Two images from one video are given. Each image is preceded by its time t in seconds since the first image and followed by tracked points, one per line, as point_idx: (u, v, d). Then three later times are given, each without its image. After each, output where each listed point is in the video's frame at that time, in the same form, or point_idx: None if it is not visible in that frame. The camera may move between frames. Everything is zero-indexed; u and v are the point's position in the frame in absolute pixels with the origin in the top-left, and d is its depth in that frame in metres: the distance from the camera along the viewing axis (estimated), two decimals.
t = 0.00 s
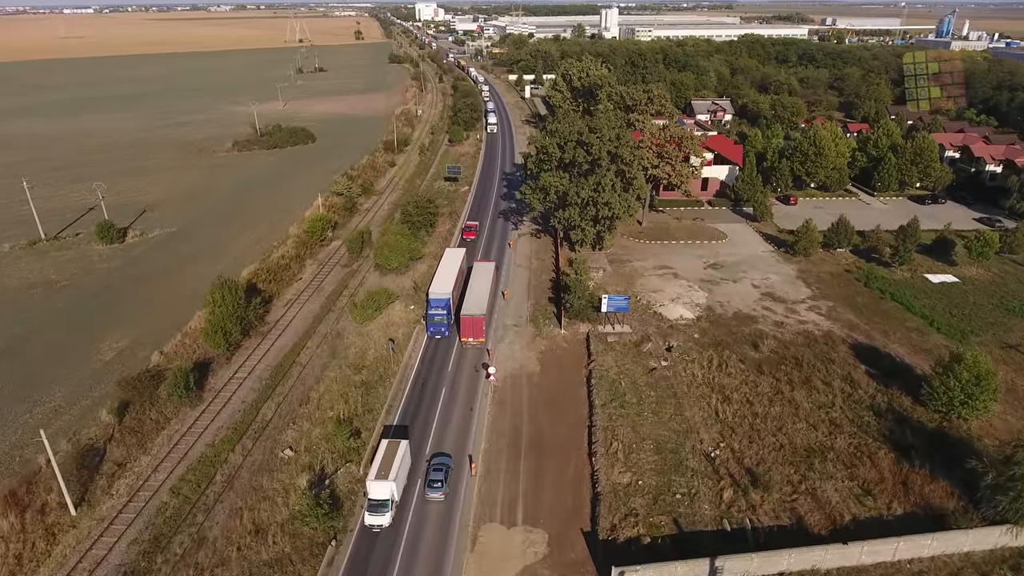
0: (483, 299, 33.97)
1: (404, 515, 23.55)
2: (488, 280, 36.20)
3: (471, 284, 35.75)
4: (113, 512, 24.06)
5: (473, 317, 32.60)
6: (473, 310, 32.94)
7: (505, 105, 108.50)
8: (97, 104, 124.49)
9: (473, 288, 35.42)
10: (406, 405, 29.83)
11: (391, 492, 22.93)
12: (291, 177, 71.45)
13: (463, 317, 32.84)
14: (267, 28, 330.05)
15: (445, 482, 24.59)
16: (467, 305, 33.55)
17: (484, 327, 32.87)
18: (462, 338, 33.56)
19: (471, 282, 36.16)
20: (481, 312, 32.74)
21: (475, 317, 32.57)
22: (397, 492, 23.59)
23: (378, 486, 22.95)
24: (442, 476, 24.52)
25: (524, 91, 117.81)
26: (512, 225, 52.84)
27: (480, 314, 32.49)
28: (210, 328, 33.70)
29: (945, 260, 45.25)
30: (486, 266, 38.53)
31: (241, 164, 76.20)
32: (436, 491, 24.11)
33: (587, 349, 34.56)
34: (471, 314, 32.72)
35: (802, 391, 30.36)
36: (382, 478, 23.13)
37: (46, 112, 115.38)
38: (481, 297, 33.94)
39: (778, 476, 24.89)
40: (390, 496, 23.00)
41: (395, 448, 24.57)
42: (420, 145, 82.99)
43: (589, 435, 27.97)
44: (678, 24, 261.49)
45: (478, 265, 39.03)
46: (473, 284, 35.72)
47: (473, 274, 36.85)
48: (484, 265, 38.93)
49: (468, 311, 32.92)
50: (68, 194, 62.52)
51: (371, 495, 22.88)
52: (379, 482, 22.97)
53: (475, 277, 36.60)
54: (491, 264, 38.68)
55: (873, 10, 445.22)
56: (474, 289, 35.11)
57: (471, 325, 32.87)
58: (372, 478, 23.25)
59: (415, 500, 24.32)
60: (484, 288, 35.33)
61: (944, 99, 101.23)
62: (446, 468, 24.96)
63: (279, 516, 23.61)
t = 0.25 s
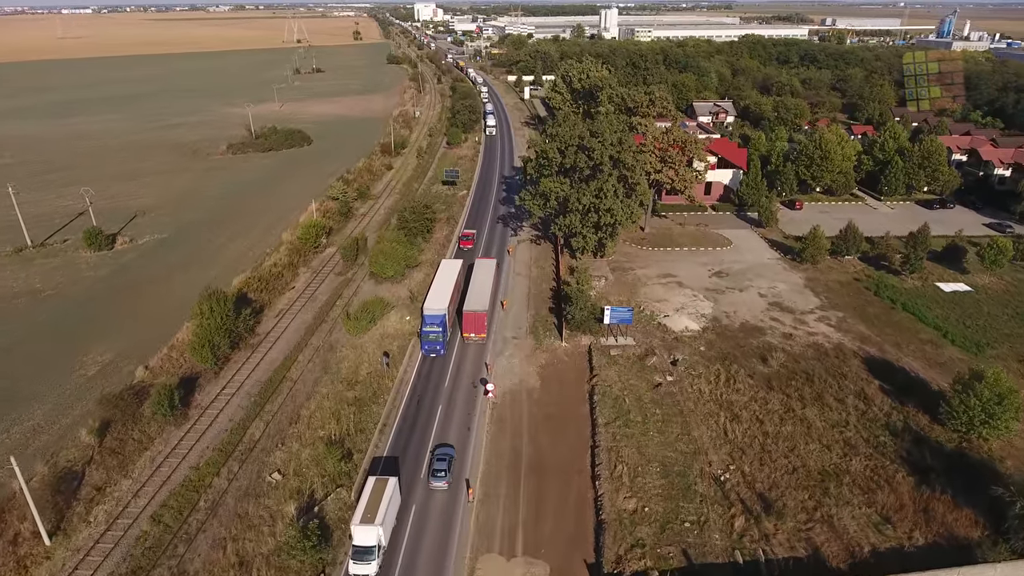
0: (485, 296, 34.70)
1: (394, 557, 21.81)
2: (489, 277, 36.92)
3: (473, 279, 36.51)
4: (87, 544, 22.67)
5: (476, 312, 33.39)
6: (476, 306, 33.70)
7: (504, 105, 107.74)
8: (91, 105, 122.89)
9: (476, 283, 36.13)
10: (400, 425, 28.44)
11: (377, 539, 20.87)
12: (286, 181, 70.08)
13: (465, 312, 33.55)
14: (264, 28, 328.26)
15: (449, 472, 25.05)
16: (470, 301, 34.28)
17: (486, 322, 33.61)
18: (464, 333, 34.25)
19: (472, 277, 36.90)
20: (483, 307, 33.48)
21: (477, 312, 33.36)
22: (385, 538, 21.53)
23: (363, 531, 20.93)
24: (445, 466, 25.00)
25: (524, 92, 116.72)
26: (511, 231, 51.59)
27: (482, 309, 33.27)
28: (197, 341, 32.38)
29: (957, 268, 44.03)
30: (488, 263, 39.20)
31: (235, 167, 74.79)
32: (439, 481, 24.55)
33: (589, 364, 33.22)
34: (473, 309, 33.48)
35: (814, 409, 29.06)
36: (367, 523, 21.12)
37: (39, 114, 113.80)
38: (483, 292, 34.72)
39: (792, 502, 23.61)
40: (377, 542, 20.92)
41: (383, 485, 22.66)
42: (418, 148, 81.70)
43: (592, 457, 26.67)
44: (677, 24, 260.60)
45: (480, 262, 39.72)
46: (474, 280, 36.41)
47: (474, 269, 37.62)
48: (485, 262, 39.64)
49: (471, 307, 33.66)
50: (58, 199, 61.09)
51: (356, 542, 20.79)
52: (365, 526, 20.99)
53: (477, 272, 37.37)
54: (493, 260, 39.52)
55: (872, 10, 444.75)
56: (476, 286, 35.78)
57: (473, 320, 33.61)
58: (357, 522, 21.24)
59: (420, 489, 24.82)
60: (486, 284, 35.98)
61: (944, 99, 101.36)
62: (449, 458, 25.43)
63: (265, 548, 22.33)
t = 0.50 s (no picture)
0: (486, 291, 35.29)
1: None
2: (490, 273, 37.51)
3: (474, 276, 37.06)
4: None
5: (477, 308, 34.02)
6: (477, 302, 34.34)
7: (503, 106, 106.80)
8: (86, 106, 121.45)
9: (477, 279, 36.70)
10: (393, 446, 27.12)
11: None
12: (281, 184, 68.78)
13: (467, 308, 34.14)
14: (262, 28, 327.05)
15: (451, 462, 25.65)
16: (471, 298, 34.90)
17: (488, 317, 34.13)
18: (466, 329, 34.79)
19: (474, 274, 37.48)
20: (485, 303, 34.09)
21: (479, 308, 33.98)
22: None
23: None
24: (448, 456, 25.61)
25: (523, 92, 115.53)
26: (511, 237, 50.34)
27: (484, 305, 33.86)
28: (183, 356, 31.02)
29: (970, 276, 42.76)
30: (489, 260, 39.72)
31: (229, 170, 73.45)
32: (443, 470, 25.16)
33: (592, 379, 31.90)
34: (475, 305, 34.12)
35: (827, 428, 27.81)
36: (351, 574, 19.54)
37: (33, 116, 112.36)
38: (484, 289, 35.36)
39: (807, 531, 22.40)
40: None
41: (369, 530, 21.05)
42: (415, 150, 80.41)
43: (596, 481, 25.36)
44: (677, 24, 259.24)
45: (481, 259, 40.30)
46: (476, 277, 36.99)
47: (476, 266, 38.24)
48: (487, 259, 40.20)
49: (473, 303, 34.26)
50: (46, 204, 59.68)
51: None
52: None
53: (479, 269, 38.01)
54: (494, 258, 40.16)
55: (871, 10, 444.12)
56: (477, 282, 36.31)
57: (475, 316, 34.15)
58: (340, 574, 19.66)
59: (424, 478, 25.39)
60: (487, 280, 36.56)
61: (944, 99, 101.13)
62: (452, 449, 26.03)
63: None
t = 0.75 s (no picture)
0: (488, 286, 35.58)
1: None
2: (492, 269, 37.81)
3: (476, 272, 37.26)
4: None
5: (479, 303, 34.29)
6: (479, 297, 34.64)
7: (502, 108, 105.79)
8: (79, 108, 119.88)
9: (478, 275, 36.91)
10: (386, 468, 25.81)
11: None
12: (276, 187, 67.44)
13: (469, 303, 34.44)
14: (260, 28, 325.38)
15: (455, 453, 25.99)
16: (473, 293, 35.21)
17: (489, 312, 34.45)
18: (468, 324, 35.16)
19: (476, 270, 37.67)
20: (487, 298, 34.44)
21: (481, 303, 34.26)
22: None
23: None
24: (451, 446, 25.91)
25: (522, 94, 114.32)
26: (510, 243, 49.03)
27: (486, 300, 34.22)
28: (167, 373, 29.65)
29: (983, 284, 41.48)
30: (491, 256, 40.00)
31: (223, 173, 72.11)
32: (446, 460, 25.49)
33: (595, 395, 30.58)
34: (477, 300, 34.35)
35: (842, 448, 26.52)
36: None
37: (25, 117, 110.70)
38: (486, 284, 35.68)
39: (825, 563, 21.11)
40: None
41: None
42: (413, 152, 79.11)
43: (600, 507, 24.06)
44: (676, 24, 258.02)
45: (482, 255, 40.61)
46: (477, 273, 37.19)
47: (477, 261, 38.40)
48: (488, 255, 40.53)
49: (475, 297, 34.60)
50: (34, 209, 58.26)
51: None
52: None
53: (480, 265, 38.16)
54: (495, 254, 40.37)
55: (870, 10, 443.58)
56: (479, 277, 36.63)
57: (477, 311, 34.45)
58: None
59: (427, 470, 25.67)
60: (489, 275, 36.92)
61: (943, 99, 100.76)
62: (455, 440, 26.32)
63: None
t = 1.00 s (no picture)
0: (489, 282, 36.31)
1: None
2: (493, 264, 38.51)
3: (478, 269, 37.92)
4: None
5: (481, 299, 35.05)
6: (481, 292, 35.37)
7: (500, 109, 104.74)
8: (72, 109, 118.24)
9: (479, 271, 37.61)
10: (379, 494, 24.52)
11: None
12: (270, 191, 66.09)
13: (471, 298, 35.22)
14: (258, 28, 323.71)
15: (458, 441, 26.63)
16: (475, 288, 35.94)
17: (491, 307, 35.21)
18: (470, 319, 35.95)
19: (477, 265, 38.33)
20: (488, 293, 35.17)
21: (483, 298, 35.01)
22: None
23: None
24: (455, 435, 26.49)
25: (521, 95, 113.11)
26: (509, 250, 47.76)
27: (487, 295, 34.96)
28: (151, 390, 28.28)
29: (998, 293, 40.18)
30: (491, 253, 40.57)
31: (217, 177, 70.76)
32: (450, 448, 26.11)
33: (598, 413, 29.26)
34: (479, 297, 35.12)
35: (858, 471, 25.24)
36: None
37: (17, 119, 109.08)
38: (487, 280, 36.37)
39: None
40: None
41: None
42: (410, 155, 77.84)
43: (604, 536, 22.74)
44: (676, 24, 256.85)
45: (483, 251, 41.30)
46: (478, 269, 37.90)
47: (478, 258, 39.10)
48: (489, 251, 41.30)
49: (477, 292, 35.34)
50: (21, 214, 56.85)
51: None
52: None
53: (481, 261, 38.75)
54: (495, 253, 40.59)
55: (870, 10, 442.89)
56: (480, 273, 37.35)
57: (478, 306, 35.20)
58: None
59: (431, 458, 26.30)
60: (490, 270, 37.69)
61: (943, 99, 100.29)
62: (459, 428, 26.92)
63: None
